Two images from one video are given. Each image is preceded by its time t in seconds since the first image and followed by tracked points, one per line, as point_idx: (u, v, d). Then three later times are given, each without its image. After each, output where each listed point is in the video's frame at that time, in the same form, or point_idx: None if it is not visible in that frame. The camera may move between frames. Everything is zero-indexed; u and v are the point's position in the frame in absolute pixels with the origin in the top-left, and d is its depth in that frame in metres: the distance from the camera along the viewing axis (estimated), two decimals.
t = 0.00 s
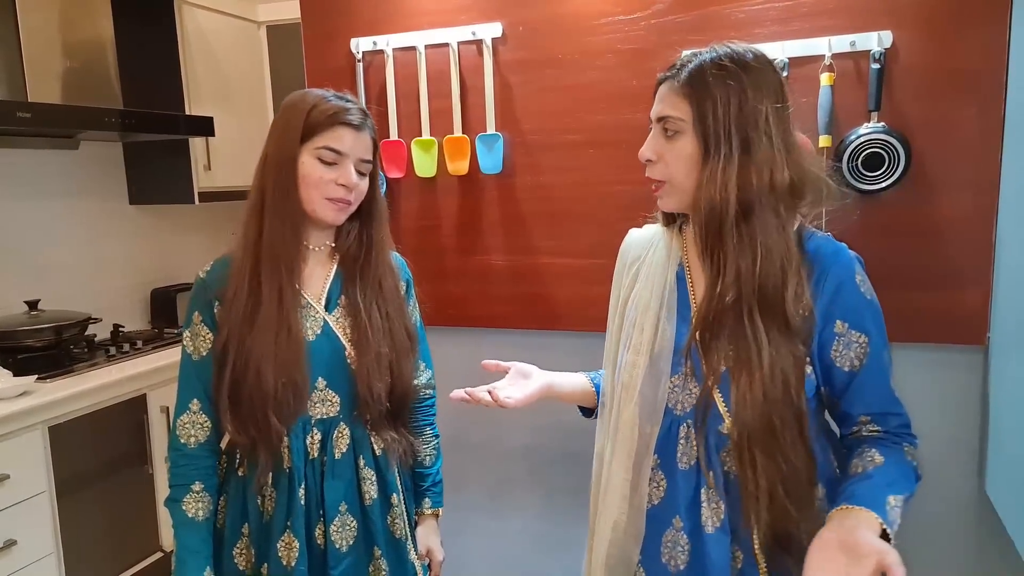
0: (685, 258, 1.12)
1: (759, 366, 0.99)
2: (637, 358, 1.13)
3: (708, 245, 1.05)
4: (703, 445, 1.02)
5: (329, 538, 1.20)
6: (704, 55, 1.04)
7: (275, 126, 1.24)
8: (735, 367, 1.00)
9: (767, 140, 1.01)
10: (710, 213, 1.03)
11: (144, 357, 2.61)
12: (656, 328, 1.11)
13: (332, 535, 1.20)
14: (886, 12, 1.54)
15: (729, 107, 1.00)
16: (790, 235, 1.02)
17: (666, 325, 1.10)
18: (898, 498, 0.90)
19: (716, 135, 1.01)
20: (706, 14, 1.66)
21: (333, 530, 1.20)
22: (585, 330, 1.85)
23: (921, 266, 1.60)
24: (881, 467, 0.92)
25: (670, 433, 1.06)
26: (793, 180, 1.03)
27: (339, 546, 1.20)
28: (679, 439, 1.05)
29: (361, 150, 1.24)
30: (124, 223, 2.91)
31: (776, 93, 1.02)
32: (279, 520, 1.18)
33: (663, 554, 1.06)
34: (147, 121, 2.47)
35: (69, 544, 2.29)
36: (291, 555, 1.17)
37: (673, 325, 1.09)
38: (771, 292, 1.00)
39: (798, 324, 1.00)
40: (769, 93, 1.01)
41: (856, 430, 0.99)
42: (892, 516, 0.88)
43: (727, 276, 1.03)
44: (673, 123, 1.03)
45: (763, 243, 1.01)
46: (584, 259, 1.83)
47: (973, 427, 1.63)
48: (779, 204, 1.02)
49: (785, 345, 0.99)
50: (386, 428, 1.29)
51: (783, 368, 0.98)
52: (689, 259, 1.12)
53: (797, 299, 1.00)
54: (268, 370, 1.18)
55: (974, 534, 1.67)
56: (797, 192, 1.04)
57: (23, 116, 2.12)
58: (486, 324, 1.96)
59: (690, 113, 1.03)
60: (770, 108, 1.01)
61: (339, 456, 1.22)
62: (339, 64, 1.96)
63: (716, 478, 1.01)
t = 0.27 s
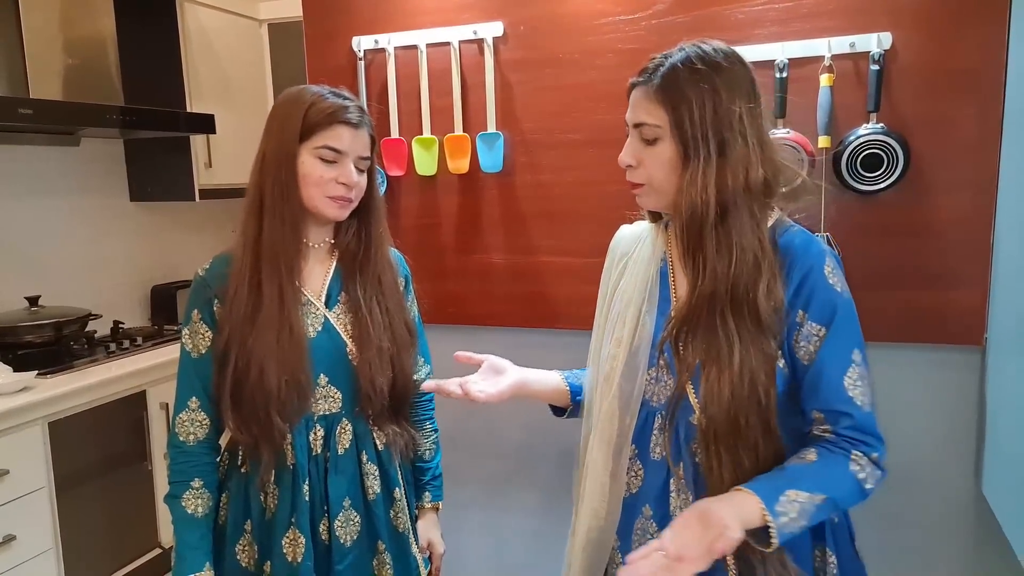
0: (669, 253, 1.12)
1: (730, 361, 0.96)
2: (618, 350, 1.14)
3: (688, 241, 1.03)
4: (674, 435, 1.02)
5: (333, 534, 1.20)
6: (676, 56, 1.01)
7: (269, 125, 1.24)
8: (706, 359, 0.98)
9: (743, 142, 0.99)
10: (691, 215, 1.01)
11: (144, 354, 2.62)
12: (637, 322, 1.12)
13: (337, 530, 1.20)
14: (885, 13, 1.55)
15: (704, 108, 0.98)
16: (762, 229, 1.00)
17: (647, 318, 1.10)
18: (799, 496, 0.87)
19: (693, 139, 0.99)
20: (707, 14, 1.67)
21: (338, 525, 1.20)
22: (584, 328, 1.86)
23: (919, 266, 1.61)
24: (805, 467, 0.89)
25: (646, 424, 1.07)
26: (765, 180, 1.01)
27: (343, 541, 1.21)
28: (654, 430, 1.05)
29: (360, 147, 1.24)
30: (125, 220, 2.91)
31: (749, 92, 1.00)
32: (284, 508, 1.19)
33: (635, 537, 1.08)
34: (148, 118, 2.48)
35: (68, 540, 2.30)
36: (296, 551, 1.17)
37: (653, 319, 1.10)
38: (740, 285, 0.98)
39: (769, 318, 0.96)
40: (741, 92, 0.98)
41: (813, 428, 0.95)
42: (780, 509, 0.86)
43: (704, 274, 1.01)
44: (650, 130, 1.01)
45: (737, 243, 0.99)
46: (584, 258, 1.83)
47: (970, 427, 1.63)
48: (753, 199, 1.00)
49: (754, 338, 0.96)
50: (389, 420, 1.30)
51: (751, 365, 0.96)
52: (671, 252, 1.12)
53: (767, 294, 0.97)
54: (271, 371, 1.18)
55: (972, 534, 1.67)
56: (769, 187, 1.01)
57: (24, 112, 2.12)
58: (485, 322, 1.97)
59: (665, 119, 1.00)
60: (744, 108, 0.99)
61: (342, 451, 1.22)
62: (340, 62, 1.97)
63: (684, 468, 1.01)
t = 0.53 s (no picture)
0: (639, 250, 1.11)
1: (682, 353, 0.94)
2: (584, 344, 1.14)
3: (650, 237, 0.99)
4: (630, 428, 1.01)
5: (340, 530, 1.20)
6: (653, 50, 0.98)
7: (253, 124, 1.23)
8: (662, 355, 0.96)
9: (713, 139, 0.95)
10: (650, 209, 0.98)
11: (142, 352, 2.62)
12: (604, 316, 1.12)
13: (343, 525, 1.21)
14: (882, 12, 1.56)
15: (671, 102, 0.94)
16: (722, 226, 0.96)
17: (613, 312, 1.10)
18: (662, 445, 0.90)
19: (658, 131, 0.96)
20: (705, 13, 1.67)
21: (344, 521, 1.21)
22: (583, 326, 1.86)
23: (917, 264, 1.62)
24: (700, 434, 0.90)
25: (607, 416, 1.06)
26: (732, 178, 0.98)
27: (349, 536, 1.21)
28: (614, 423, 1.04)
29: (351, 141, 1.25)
30: (123, 219, 2.91)
31: (722, 89, 0.96)
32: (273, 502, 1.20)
33: (597, 531, 1.05)
34: (147, 116, 2.48)
35: (67, 539, 2.30)
36: (302, 548, 1.17)
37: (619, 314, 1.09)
38: (693, 279, 0.95)
39: (724, 314, 0.93)
40: (713, 88, 0.94)
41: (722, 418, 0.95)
42: (642, 454, 0.89)
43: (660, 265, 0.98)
44: (617, 119, 0.98)
45: (700, 239, 0.95)
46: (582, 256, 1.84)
47: (966, 424, 1.64)
48: (715, 192, 0.96)
49: (707, 332, 0.93)
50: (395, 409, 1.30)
51: (703, 362, 0.93)
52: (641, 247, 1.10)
53: (722, 289, 0.93)
54: (277, 378, 1.18)
55: (968, 531, 1.68)
56: (736, 188, 0.98)
57: (23, 111, 2.12)
58: (483, 320, 1.97)
59: (632, 109, 0.98)
60: (714, 104, 0.95)
61: (345, 447, 1.23)
62: (339, 60, 1.97)
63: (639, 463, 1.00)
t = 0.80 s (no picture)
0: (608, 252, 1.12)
1: (633, 354, 0.95)
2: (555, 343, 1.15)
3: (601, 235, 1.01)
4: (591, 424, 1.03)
5: (347, 526, 1.21)
6: (609, 55, 0.98)
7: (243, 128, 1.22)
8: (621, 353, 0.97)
9: (663, 143, 0.95)
10: (601, 214, 0.99)
11: (145, 352, 2.63)
12: (574, 315, 1.13)
13: (350, 522, 1.21)
14: (882, 11, 1.55)
15: (621, 107, 0.95)
16: (676, 231, 0.96)
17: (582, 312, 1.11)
18: (604, 439, 0.93)
19: (610, 135, 0.96)
20: (705, 12, 1.67)
21: (350, 517, 1.21)
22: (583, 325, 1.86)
23: (917, 264, 1.61)
24: (641, 427, 0.93)
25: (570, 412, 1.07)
26: (689, 181, 0.96)
27: (355, 532, 1.21)
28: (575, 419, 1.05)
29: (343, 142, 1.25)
30: (125, 218, 2.91)
31: (675, 92, 0.95)
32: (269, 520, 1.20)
33: (552, 524, 1.07)
34: (149, 116, 2.48)
35: (69, 538, 2.31)
36: (310, 546, 1.17)
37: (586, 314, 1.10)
38: (641, 283, 0.95)
39: (675, 315, 0.93)
40: (663, 91, 0.94)
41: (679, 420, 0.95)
42: (581, 441, 0.93)
43: (614, 268, 0.99)
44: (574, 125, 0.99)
45: (647, 240, 0.95)
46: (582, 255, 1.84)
47: (967, 423, 1.64)
48: (667, 195, 0.96)
49: (656, 335, 0.94)
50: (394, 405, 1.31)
51: (652, 359, 0.94)
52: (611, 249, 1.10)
53: (673, 292, 0.94)
54: (278, 380, 1.17)
55: (968, 530, 1.68)
56: (688, 195, 0.97)
57: (25, 111, 2.13)
58: (483, 320, 1.97)
59: (587, 114, 0.99)
60: (666, 108, 0.94)
61: (349, 444, 1.23)
62: (339, 60, 1.97)
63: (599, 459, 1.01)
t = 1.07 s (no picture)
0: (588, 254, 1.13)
1: (603, 356, 0.96)
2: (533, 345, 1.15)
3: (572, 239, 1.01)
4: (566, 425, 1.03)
5: (352, 521, 1.21)
6: (589, 58, 0.98)
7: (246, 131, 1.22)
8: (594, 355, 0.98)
9: (638, 148, 0.95)
10: (574, 216, 0.99)
11: (150, 351, 2.63)
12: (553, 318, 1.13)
13: (355, 517, 1.21)
14: (887, 11, 1.55)
15: (598, 110, 0.94)
16: (648, 233, 0.96)
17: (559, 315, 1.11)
18: (577, 445, 0.93)
19: (587, 137, 0.96)
20: (709, 11, 1.67)
21: (356, 512, 1.21)
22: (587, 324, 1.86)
23: (922, 263, 1.61)
24: (615, 433, 0.93)
25: (548, 414, 1.07)
26: (664, 186, 0.97)
27: (362, 527, 1.22)
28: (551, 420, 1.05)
29: (346, 155, 1.24)
30: (130, 218, 2.92)
31: (653, 97, 0.95)
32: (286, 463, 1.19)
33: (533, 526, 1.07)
34: (154, 117, 2.49)
35: (74, 536, 2.31)
36: (317, 542, 1.18)
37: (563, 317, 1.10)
38: (613, 287, 0.95)
39: (645, 319, 0.93)
40: (640, 96, 0.94)
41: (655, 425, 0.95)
42: (557, 449, 0.94)
43: (587, 271, 1.00)
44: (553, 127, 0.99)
45: (618, 243, 0.95)
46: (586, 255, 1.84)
47: (972, 423, 1.63)
48: (641, 199, 0.96)
49: (626, 338, 0.94)
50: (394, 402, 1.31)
51: (620, 359, 0.94)
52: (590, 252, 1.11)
53: (644, 296, 0.94)
54: (277, 379, 1.16)
55: (972, 529, 1.67)
56: (662, 198, 0.97)
57: (32, 111, 2.14)
58: (487, 319, 1.97)
59: (564, 114, 0.98)
60: (643, 113, 0.94)
61: (353, 440, 1.24)
62: (343, 60, 1.97)
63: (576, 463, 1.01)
